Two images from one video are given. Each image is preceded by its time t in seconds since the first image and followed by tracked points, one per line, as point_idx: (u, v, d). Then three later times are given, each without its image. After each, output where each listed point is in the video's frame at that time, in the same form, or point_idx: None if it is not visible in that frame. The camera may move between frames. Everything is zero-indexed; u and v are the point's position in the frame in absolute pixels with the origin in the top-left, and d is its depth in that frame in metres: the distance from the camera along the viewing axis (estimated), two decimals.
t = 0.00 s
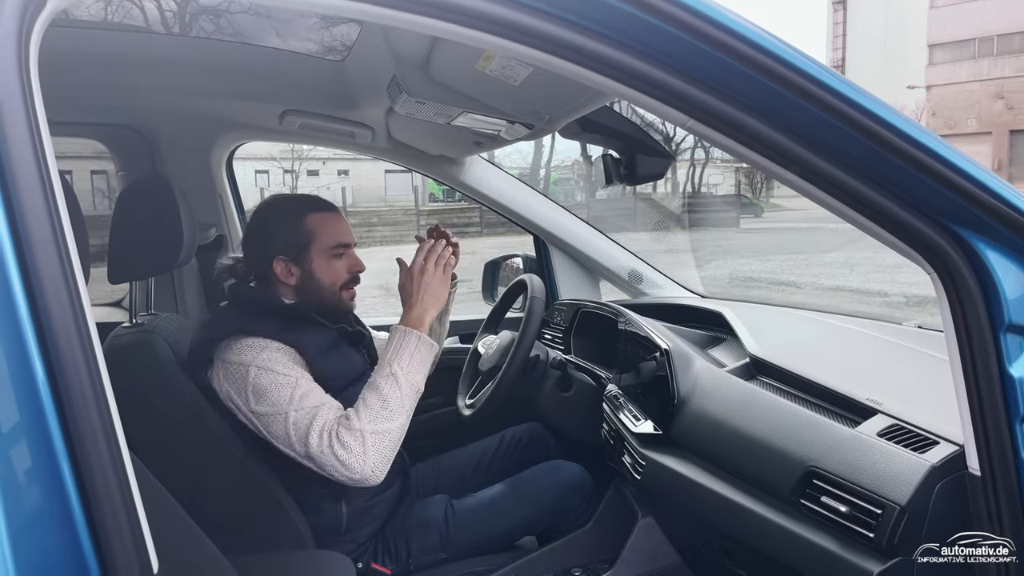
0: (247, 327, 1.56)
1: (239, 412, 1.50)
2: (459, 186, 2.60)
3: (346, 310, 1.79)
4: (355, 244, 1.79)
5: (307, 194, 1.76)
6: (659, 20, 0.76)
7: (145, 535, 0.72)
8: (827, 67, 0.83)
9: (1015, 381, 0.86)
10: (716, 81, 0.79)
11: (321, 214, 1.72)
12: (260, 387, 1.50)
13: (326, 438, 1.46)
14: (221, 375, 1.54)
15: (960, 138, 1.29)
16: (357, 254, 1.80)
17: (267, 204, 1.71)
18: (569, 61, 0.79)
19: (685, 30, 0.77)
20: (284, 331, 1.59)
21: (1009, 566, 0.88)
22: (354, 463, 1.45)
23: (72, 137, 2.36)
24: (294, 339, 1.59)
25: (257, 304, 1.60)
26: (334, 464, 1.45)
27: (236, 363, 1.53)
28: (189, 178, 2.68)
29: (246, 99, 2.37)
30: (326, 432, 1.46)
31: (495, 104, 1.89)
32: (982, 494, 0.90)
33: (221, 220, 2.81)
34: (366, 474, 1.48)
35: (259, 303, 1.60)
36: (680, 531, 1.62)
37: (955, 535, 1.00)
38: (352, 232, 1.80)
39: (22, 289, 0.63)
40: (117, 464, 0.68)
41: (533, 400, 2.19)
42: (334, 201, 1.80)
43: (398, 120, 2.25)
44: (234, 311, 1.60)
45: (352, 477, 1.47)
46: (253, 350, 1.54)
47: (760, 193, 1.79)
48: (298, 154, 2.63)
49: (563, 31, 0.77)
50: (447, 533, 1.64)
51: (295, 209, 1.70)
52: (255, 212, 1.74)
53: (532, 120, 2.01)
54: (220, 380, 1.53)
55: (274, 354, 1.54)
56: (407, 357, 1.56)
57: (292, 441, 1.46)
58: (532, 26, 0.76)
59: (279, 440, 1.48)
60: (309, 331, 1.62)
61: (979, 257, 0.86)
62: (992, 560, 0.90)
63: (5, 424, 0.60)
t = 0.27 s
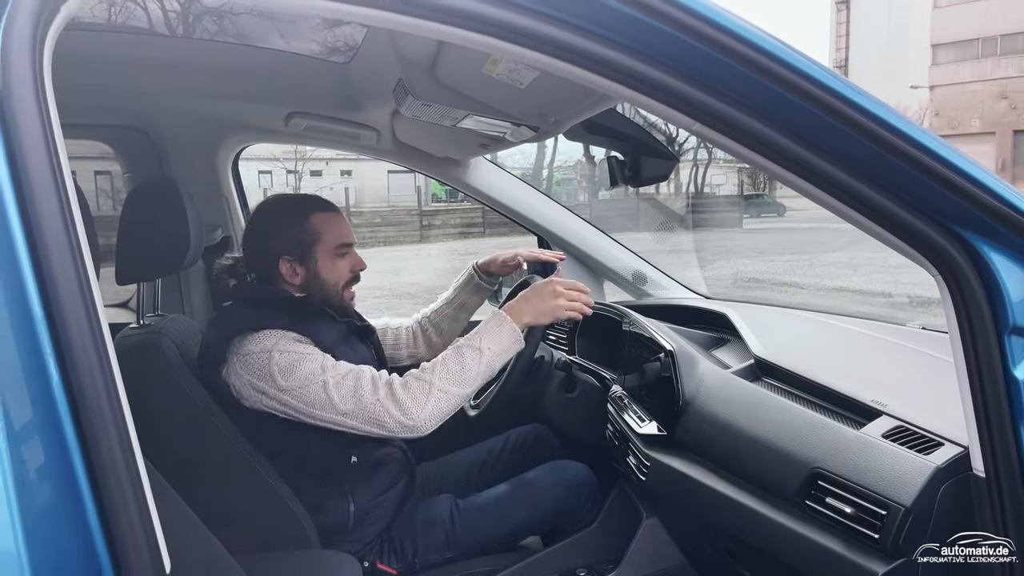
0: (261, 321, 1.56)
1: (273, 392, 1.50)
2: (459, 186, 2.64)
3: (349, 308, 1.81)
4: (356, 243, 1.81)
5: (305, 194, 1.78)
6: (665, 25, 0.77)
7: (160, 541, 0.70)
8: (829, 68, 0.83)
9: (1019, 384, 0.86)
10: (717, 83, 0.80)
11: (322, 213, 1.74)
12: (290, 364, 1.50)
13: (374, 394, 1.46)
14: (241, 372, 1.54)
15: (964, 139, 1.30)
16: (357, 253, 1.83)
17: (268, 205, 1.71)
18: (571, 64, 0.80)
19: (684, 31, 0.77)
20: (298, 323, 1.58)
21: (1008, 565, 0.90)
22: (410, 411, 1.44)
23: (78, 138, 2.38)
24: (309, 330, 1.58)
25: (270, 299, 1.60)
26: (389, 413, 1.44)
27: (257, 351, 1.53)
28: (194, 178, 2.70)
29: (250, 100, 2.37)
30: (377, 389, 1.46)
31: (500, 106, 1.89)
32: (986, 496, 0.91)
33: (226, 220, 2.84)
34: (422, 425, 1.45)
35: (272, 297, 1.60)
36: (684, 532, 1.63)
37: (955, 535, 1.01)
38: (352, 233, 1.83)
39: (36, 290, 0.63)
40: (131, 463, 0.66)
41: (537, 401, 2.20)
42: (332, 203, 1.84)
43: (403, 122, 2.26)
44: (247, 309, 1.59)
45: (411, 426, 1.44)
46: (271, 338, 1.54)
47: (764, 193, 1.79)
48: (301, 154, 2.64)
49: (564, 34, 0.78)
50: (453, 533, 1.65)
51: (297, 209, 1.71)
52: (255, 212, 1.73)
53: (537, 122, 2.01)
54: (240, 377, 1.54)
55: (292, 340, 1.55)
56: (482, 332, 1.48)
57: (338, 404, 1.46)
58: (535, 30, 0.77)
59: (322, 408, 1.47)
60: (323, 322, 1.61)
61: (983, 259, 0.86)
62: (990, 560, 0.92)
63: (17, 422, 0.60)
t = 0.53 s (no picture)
0: (270, 322, 1.57)
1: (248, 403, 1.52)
2: (460, 186, 2.64)
3: (357, 307, 1.84)
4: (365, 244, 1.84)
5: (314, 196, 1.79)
6: (667, 27, 0.77)
7: (167, 539, 0.70)
8: (828, 69, 0.83)
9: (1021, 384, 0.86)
10: (715, 83, 0.80)
11: (333, 214, 1.76)
12: (274, 381, 1.49)
13: (320, 450, 1.44)
14: (241, 368, 1.55)
15: (964, 138, 1.30)
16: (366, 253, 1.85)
17: (280, 206, 1.73)
18: (571, 65, 0.80)
19: (681, 31, 0.78)
20: (304, 326, 1.60)
21: (1008, 565, 0.90)
22: (331, 483, 1.41)
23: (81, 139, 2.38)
24: (313, 334, 1.59)
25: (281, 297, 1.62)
26: (314, 475, 1.41)
27: (258, 354, 1.53)
28: (196, 179, 2.70)
29: (252, 101, 2.38)
30: (320, 448, 1.43)
31: (502, 107, 1.90)
32: (988, 497, 0.91)
33: (229, 221, 2.85)
34: (337, 497, 1.42)
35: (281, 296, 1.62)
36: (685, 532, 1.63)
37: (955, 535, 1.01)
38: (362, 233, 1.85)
39: (45, 290, 0.63)
40: (140, 469, 0.67)
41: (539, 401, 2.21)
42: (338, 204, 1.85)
43: (406, 123, 2.27)
44: (256, 307, 1.61)
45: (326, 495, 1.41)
46: (271, 344, 1.53)
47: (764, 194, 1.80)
48: (302, 154, 2.65)
49: (564, 35, 0.78)
50: (455, 532, 1.65)
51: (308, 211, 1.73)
52: (266, 212, 1.74)
53: (540, 123, 2.01)
54: (241, 372, 1.54)
55: (293, 351, 1.54)
56: (424, 416, 1.54)
57: (286, 445, 1.44)
58: (535, 31, 0.78)
59: (274, 440, 1.47)
60: (328, 325, 1.64)
61: (984, 261, 0.86)
62: (991, 560, 0.92)
63: (25, 421, 0.61)
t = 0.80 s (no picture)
0: (260, 328, 1.48)
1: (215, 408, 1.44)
2: (461, 186, 2.64)
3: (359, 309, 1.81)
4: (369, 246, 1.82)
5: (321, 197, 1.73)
6: (665, 26, 0.77)
7: (165, 539, 0.70)
8: (827, 69, 0.83)
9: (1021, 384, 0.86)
10: (715, 83, 0.80)
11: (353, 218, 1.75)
12: (246, 399, 1.40)
13: (257, 496, 1.34)
14: (227, 370, 1.47)
15: (966, 138, 1.30)
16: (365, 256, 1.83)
17: (295, 205, 1.65)
18: (570, 65, 0.80)
19: (681, 31, 0.78)
20: (293, 332, 1.51)
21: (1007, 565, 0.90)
22: (251, 536, 1.31)
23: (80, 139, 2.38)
24: (301, 341, 1.50)
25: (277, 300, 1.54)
26: (238, 521, 1.32)
27: (244, 360, 1.45)
28: (197, 179, 2.70)
29: (253, 101, 2.38)
30: (253, 496, 1.33)
31: (503, 108, 1.90)
32: (988, 497, 0.91)
33: (229, 221, 2.85)
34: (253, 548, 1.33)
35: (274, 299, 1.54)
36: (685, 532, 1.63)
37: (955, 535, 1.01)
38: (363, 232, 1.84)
39: (44, 290, 0.63)
40: (139, 469, 0.67)
41: (539, 401, 2.21)
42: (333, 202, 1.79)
43: (406, 123, 2.27)
44: (245, 311, 1.52)
45: (240, 545, 1.31)
46: (259, 355, 1.45)
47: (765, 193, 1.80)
48: (303, 154, 2.65)
49: (562, 35, 0.78)
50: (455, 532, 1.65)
51: (334, 214, 1.69)
52: (266, 215, 1.65)
53: (540, 123, 2.01)
54: (227, 373, 1.46)
55: (278, 365, 1.45)
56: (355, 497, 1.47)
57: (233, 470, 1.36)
58: (534, 31, 0.78)
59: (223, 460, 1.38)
60: (318, 329, 1.55)
61: (984, 260, 0.86)
62: (991, 560, 0.91)
63: (24, 421, 0.61)
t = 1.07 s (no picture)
0: (264, 331, 1.48)
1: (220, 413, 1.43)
2: (464, 187, 2.64)
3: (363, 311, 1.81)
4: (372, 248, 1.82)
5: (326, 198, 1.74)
6: (666, 26, 0.77)
7: (166, 539, 0.70)
8: (828, 68, 0.83)
9: None
10: (715, 83, 0.80)
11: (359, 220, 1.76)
12: (252, 405, 1.40)
13: (264, 504, 1.34)
14: (232, 374, 1.46)
15: (970, 137, 1.30)
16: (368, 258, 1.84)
17: (303, 207, 1.66)
18: (570, 65, 0.80)
19: (681, 31, 0.77)
20: (298, 336, 1.50)
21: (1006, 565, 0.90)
22: (259, 544, 1.31)
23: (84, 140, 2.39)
24: (305, 345, 1.49)
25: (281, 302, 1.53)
26: (246, 530, 1.32)
27: (250, 364, 1.44)
28: (200, 180, 2.71)
29: (255, 102, 2.39)
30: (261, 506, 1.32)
31: (505, 108, 1.90)
32: (992, 499, 0.90)
33: (232, 222, 2.86)
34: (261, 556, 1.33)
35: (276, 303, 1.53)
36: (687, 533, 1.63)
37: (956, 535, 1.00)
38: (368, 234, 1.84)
39: (46, 291, 0.64)
40: (142, 469, 0.67)
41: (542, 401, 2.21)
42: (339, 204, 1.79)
43: (409, 123, 2.27)
44: (249, 314, 1.52)
45: (249, 553, 1.31)
46: (266, 360, 1.44)
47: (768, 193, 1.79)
48: (306, 155, 2.65)
49: (564, 35, 0.78)
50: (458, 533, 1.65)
51: (341, 216, 1.70)
52: (273, 216, 1.65)
53: (541, 123, 2.01)
54: (232, 376, 1.45)
55: (284, 369, 1.44)
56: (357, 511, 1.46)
57: (240, 476, 1.36)
58: (534, 31, 0.78)
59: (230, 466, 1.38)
60: (324, 334, 1.54)
61: (987, 260, 0.86)
62: (990, 560, 0.91)
63: (26, 421, 0.61)
